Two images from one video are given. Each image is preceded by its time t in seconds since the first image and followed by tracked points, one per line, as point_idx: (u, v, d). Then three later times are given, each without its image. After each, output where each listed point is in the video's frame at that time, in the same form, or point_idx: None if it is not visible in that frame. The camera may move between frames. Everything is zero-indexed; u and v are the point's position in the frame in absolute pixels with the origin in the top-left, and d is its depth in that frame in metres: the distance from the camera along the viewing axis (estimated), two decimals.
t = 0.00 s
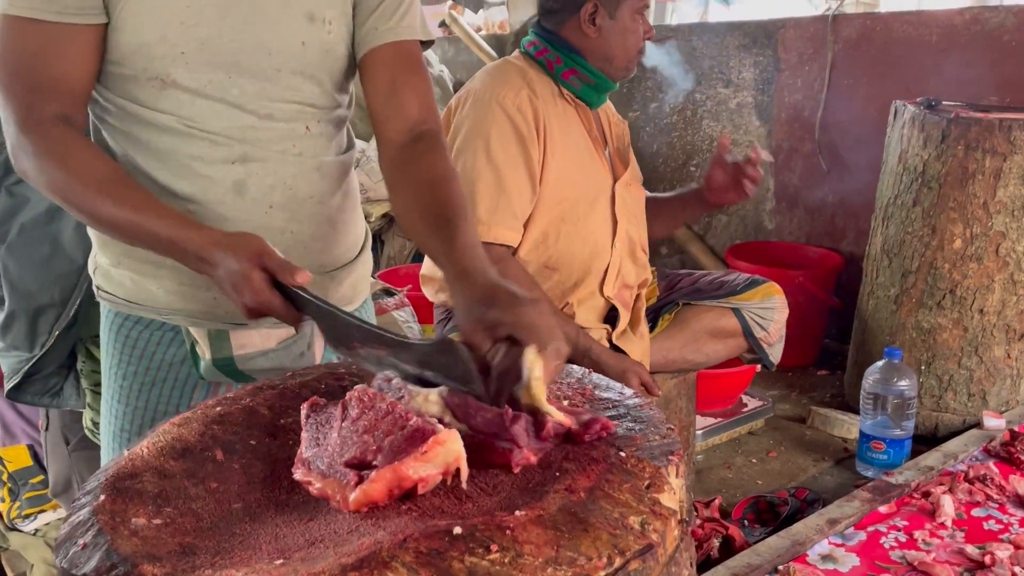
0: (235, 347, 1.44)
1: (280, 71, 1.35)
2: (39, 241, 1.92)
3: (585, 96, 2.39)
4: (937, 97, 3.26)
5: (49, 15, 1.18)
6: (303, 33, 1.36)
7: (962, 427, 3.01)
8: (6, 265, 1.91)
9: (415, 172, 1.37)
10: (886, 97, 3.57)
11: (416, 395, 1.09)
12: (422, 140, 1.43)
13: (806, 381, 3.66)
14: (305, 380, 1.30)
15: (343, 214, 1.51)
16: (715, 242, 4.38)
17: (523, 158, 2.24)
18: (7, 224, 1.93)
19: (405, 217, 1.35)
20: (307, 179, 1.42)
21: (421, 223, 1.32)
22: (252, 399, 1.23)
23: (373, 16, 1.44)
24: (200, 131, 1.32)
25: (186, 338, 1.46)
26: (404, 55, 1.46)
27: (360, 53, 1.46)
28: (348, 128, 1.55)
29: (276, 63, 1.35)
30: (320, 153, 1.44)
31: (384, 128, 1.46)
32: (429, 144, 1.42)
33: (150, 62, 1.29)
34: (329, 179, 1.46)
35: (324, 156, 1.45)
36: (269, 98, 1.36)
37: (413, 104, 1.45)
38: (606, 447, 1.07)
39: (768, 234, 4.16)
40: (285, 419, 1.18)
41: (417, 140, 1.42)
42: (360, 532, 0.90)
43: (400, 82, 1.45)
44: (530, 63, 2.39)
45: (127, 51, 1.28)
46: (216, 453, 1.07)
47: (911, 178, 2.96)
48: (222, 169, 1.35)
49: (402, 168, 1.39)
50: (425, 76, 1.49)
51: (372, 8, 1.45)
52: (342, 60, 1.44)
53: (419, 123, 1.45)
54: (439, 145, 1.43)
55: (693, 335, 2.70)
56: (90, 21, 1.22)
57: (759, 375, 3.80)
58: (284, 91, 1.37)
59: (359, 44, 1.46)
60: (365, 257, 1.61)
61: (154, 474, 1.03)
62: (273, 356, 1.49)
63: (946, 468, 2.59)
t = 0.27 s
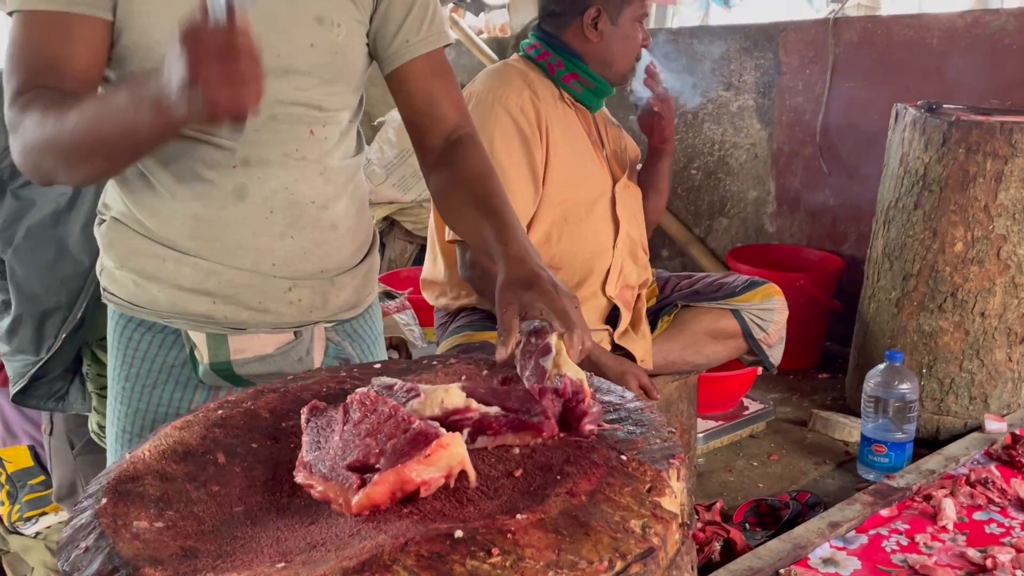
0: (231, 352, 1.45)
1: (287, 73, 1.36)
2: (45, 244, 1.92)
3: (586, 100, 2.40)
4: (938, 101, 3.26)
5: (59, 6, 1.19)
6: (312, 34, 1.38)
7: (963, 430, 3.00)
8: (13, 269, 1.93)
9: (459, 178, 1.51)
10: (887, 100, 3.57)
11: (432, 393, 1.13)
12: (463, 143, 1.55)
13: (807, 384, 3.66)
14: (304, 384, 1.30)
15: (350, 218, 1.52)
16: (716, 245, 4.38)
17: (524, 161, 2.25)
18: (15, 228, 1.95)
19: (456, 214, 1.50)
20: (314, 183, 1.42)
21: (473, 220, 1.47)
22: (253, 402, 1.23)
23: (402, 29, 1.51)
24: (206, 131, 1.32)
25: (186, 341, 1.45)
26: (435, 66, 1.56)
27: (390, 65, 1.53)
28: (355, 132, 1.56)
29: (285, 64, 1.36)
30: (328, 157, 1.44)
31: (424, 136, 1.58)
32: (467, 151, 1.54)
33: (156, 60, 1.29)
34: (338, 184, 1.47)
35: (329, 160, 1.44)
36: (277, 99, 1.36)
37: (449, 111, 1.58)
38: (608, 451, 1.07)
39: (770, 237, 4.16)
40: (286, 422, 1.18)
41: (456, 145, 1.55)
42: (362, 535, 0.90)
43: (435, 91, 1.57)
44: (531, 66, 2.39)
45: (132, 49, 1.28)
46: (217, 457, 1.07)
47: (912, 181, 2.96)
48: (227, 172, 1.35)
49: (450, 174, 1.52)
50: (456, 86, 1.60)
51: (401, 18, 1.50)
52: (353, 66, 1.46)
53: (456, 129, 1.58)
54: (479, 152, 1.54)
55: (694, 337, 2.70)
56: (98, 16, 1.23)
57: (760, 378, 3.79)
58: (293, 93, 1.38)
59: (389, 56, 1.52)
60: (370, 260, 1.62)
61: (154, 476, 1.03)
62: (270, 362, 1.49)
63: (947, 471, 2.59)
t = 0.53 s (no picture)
0: (245, 351, 1.46)
1: (303, 76, 1.37)
2: (55, 246, 1.95)
3: (588, 103, 2.42)
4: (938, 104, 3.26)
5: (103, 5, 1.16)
6: (326, 39, 1.39)
7: (964, 434, 3.00)
8: (23, 271, 1.94)
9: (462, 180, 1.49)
10: (887, 103, 3.57)
11: (430, 400, 1.13)
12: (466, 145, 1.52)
13: (808, 387, 3.66)
14: (304, 387, 1.30)
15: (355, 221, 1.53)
16: (717, 248, 4.38)
17: (530, 162, 2.25)
18: (23, 230, 1.95)
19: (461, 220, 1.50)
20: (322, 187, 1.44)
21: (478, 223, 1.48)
22: (253, 405, 1.23)
23: (399, 35, 1.51)
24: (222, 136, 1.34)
25: (197, 341, 1.46)
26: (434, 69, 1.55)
27: (390, 69, 1.53)
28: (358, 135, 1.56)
29: (299, 68, 1.37)
30: (337, 160, 1.47)
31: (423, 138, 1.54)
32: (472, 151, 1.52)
33: (183, 62, 1.29)
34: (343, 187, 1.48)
35: (336, 162, 1.46)
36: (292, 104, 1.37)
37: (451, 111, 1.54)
38: (607, 454, 1.07)
39: (771, 240, 4.16)
40: (286, 426, 1.18)
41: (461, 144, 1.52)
42: (362, 538, 0.90)
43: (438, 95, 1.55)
44: (534, 69, 2.40)
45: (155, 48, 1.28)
46: (218, 460, 1.07)
47: (913, 184, 2.96)
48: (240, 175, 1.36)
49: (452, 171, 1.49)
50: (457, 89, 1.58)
51: (392, 31, 1.50)
52: (358, 70, 1.47)
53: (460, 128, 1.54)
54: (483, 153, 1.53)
55: (690, 340, 2.67)
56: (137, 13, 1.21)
57: (761, 381, 3.79)
58: (305, 98, 1.38)
59: (388, 57, 1.52)
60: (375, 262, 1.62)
61: (154, 480, 1.03)
62: (283, 362, 1.50)
63: (948, 474, 2.58)
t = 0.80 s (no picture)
0: (242, 356, 1.44)
1: (307, 83, 1.38)
2: (63, 249, 1.96)
3: (598, 107, 2.44)
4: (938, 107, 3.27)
5: (106, 23, 1.19)
6: (329, 45, 1.39)
7: (965, 437, 3.00)
8: (32, 273, 1.95)
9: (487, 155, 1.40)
10: (888, 106, 3.58)
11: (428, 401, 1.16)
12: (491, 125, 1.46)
13: (809, 390, 3.66)
14: (307, 391, 1.30)
15: (356, 225, 1.53)
16: (717, 251, 4.38)
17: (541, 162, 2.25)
18: (32, 232, 1.95)
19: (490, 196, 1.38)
20: (324, 192, 1.45)
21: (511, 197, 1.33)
22: (255, 409, 1.23)
23: (414, 28, 1.49)
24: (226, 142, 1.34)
25: (195, 345, 1.46)
26: (453, 61, 1.51)
27: (406, 65, 1.50)
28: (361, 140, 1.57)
29: (303, 75, 1.37)
30: (340, 165, 1.47)
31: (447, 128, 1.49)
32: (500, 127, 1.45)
33: (189, 74, 1.30)
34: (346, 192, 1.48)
35: (339, 167, 1.47)
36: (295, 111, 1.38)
37: (470, 100, 1.49)
38: (608, 458, 1.07)
39: (772, 243, 4.16)
40: (288, 430, 1.18)
41: (485, 125, 1.45)
42: (364, 542, 0.90)
43: (459, 84, 1.50)
44: (545, 72, 2.41)
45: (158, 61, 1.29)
46: (219, 464, 1.08)
47: (913, 187, 2.97)
48: (243, 181, 1.37)
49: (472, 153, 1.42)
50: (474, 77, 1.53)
51: (407, 25, 1.49)
52: (363, 75, 1.47)
53: (479, 116, 1.48)
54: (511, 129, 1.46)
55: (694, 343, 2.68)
56: (141, 29, 1.23)
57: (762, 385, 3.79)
58: (310, 105, 1.39)
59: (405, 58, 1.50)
60: (375, 266, 1.62)
61: (157, 484, 1.03)
62: (280, 367, 1.48)
63: (949, 477, 2.58)
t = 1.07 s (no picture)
0: (256, 358, 1.47)
1: (311, 88, 1.38)
2: (59, 253, 1.94)
3: (608, 110, 2.47)
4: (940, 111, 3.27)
5: (105, 32, 1.20)
6: (334, 52, 1.40)
7: (967, 440, 3.00)
8: (28, 277, 1.93)
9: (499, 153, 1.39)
10: (889, 110, 3.58)
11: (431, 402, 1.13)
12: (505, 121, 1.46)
13: (810, 393, 3.66)
14: (312, 394, 1.31)
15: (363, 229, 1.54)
16: (719, 254, 4.38)
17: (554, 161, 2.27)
18: (28, 237, 1.96)
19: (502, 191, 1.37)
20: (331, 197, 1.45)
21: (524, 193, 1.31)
22: (259, 413, 1.24)
23: (421, 25, 1.50)
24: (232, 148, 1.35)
25: (209, 348, 1.48)
26: (460, 54, 1.51)
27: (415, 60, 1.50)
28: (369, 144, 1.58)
29: (307, 81, 1.38)
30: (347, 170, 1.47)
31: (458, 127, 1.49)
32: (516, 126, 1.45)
33: (188, 83, 1.32)
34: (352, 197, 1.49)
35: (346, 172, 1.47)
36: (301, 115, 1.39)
37: (482, 95, 1.48)
38: (611, 462, 1.08)
39: (773, 246, 4.17)
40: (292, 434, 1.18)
41: (499, 125, 1.45)
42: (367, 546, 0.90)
43: (467, 79, 1.49)
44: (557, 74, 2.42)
45: (163, 68, 1.30)
46: (224, 468, 1.08)
47: (915, 191, 2.97)
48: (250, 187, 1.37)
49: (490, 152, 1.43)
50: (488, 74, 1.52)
51: (414, 26, 1.51)
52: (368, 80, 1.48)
53: (492, 110, 1.48)
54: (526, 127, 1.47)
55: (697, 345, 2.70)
56: (140, 38, 1.25)
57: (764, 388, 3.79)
58: (316, 110, 1.40)
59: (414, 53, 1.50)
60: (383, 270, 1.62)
61: (162, 488, 1.03)
62: (293, 369, 1.51)
63: (950, 481, 2.58)
